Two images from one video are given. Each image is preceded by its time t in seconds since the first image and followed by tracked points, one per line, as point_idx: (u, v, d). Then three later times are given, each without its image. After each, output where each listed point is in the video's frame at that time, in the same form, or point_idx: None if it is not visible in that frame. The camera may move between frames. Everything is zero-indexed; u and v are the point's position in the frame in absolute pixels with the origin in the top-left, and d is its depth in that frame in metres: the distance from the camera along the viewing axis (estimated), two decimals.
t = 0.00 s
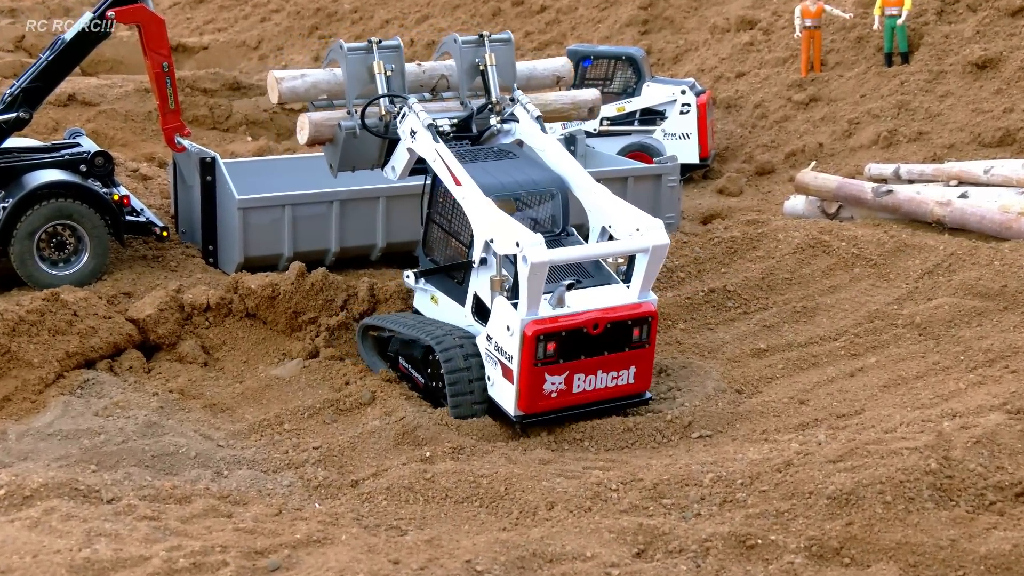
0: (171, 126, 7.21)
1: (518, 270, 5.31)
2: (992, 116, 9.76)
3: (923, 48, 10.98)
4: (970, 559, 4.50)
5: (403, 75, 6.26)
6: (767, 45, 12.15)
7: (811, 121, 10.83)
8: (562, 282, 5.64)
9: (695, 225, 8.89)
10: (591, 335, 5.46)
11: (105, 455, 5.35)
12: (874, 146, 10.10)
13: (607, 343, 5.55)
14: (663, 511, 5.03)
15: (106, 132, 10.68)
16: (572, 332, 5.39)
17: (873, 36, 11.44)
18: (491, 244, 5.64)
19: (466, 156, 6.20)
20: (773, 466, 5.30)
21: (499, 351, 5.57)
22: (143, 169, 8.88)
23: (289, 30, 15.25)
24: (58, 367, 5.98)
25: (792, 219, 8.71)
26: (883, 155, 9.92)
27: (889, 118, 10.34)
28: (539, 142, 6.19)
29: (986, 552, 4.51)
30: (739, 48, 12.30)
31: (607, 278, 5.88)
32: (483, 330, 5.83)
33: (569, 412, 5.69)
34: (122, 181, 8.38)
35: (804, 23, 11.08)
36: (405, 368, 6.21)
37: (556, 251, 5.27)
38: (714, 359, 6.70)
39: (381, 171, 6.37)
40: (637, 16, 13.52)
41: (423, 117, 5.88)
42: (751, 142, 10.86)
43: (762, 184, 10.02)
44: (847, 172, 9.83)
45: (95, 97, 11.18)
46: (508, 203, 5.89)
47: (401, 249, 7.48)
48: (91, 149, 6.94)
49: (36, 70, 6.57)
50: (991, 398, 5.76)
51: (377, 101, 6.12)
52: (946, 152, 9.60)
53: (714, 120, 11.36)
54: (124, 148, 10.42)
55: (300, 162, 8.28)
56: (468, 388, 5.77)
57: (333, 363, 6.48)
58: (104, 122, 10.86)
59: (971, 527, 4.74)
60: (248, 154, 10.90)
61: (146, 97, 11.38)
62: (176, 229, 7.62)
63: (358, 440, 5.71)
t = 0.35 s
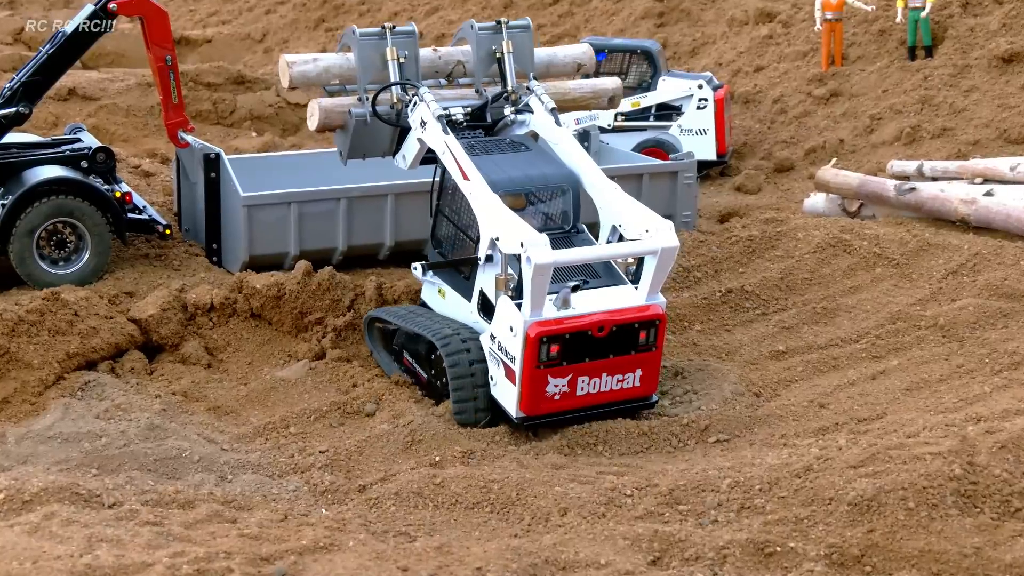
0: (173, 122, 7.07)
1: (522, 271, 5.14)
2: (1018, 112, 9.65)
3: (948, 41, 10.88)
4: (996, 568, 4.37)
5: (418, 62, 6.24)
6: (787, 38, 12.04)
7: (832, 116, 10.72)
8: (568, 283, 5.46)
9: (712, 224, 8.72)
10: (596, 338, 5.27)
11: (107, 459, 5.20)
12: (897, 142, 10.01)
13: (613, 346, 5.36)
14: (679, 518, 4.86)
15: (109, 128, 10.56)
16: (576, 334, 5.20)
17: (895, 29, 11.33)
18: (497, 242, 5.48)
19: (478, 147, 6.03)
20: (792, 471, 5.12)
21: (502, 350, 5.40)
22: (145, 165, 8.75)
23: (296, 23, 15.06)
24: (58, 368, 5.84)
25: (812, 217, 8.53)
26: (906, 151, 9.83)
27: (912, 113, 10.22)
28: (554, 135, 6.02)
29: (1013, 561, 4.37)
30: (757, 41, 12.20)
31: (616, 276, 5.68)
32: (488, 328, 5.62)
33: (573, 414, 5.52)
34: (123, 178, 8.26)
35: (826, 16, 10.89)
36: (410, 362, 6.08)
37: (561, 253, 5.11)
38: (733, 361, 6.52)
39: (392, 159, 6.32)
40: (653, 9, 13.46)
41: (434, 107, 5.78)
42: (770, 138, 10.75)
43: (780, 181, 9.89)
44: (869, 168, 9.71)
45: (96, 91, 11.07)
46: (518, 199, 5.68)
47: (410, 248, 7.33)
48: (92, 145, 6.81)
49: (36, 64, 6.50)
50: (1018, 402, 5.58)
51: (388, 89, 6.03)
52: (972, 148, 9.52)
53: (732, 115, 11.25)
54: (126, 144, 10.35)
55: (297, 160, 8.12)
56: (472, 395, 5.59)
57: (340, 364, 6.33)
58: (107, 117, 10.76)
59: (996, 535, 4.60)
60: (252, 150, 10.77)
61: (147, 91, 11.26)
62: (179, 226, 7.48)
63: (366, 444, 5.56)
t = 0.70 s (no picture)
0: (173, 116, 6.91)
1: (534, 267, 4.99)
2: None
3: (968, 35, 10.70)
4: None
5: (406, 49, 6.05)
6: (803, 31, 11.93)
7: (849, 112, 10.61)
8: (578, 278, 5.30)
9: (726, 222, 8.55)
10: (605, 334, 5.14)
11: (104, 463, 5.05)
12: (915, 138, 9.89)
13: (622, 341, 5.24)
14: (691, 525, 4.70)
15: (107, 123, 10.45)
16: (586, 331, 5.07)
17: (914, 22, 11.15)
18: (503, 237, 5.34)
19: (472, 137, 5.87)
20: (808, 476, 4.95)
21: (509, 348, 5.25)
22: (143, 162, 8.62)
23: (297, 15, 14.98)
24: (54, 370, 5.69)
25: (828, 215, 8.36)
26: (925, 147, 9.71)
27: (932, 108, 10.10)
28: (552, 126, 5.87)
29: None
30: (773, 34, 12.09)
31: (619, 270, 5.54)
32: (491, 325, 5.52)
33: (580, 410, 5.39)
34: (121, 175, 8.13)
35: (843, 8, 10.74)
36: (404, 357, 5.99)
37: (574, 248, 4.95)
38: (747, 364, 6.35)
39: (381, 148, 6.20)
40: (664, 2, 13.32)
41: (430, 97, 5.62)
42: (784, 135, 10.63)
43: (796, 177, 9.82)
44: (888, 165, 9.60)
45: (92, 85, 10.93)
46: (517, 190, 5.56)
47: (413, 246, 7.19)
48: (90, 141, 6.65)
49: (32, 58, 6.42)
50: None
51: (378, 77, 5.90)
52: (992, 145, 9.43)
53: (747, 111, 11.13)
54: (123, 141, 10.26)
55: (309, 154, 7.99)
56: (476, 393, 5.47)
57: (343, 366, 6.18)
58: (103, 112, 10.64)
59: (1018, 543, 4.44)
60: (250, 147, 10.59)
61: (145, 86, 11.13)
62: (178, 224, 7.34)
63: (370, 448, 5.40)
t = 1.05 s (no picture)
0: (166, 112, 6.83)
1: (535, 268, 4.84)
2: None
3: (983, 28, 10.54)
4: None
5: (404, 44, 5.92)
6: (813, 24, 11.80)
7: (861, 107, 10.49)
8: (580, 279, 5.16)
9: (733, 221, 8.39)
10: (608, 336, 4.99)
11: (95, 469, 4.90)
12: (929, 134, 9.77)
13: (626, 344, 5.09)
14: (698, 531, 4.54)
15: (97, 118, 10.34)
16: (589, 333, 4.92)
17: (928, 15, 11.04)
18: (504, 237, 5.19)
19: (473, 135, 5.72)
20: (818, 482, 4.79)
21: (510, 351, 5.11)
22: (134, 158, 8.47)
23: (294, 7, 14.85)
24: (43, 372, 5.55)
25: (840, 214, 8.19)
26: (939, 144, 9.59)
27: (947, 103, 9.96)
28: (553, 122, 5.70)
29: None
30: (783, 27, 11.94)
31: (623, 270, 5.39)
32: (491, 327, 5.38)
33: (584, 415, 5.24)
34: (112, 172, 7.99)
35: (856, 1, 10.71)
36: (403, 362, 5.87)
37: (575, 248, 4.80)
38: (755, 366, 6.19)
39: (379, 147, 6.01)
40: None
41: (427, 94, 5.45)
42: (794, 130, 10.50)
43: (806, 174, 9.68)
44: (901, 162, 9.48)
45: (82, 80, 10.79)
46: (518, 189, 5.41)
47: (412, 244, 7.05)
48: (80, 138, 6.50)
49: (21, 51, 6.38)
50: None
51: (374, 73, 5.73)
52: (1009, 140, 9.26)
53: (756, 105, 11.00)
54: (114, 136, 10.16)
55: (308, 149, 7.87)
56: (479, 395, 5.37)
57: (339, 369, 6.03)
58: (93, 106, 10.52)
59: None
60: (245, 144, 10.44)
61: (136, 80, 10.99)
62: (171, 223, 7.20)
63: (367, 453, 5.24)
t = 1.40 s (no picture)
0: (157, 107, 6.74)
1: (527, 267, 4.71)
2: None
3: (998, 21, 10.37)
4: None
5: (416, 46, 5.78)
6: (822, 17, 11.62)
7: (872, 102, 10.34)
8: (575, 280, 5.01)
9: (740, 219, 8.23)
10: (606, 339, 4.84)
11: (84, 473, 4.75)
12: (942, 130, 9.62)
13: (625, 348, 4.93)
14: (704, 538, 4.39)
15: (86, 114, 10.26)
16: (584, 335, 4.77)
17: (940, 8, 10.85)
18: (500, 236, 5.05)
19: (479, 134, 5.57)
20: (827, 487, 4.63)
21: (505, 354, 4.96)
22: (125, 154, 8.33)
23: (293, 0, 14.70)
24: (31, 375, 5.42)
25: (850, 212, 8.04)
26: (951, 140, 9.44)
27: (960, 98, 9.81)
28: (565, 122, 5.55)
29: None
30: (791, 20, 11.76)
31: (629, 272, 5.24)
32: (490, 329, 5.23)
33: (583, 422, 5.08)
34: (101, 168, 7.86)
35: None
36: (406, 366, 5.73)
37: (567, 246, 4.66)
38: (762, 368, 6.04)
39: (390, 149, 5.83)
40: None
41: (433, 91, 5.35)
42: (803, 126, 10.35)
43: (814, 172, 9.54)
44: (913, 158, 9.33)
45: (72, 74, 10.68)
46: (524, 189, 5.26)
47: (411, 245, 6.93)
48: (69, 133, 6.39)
49: (8, 45, 6.36)
50: None
51: (385, 71, 5.59)
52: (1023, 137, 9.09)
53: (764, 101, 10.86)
54: (104, 133, 10.07)
55: (301, 146, 7.78)
56: (475, 399, 5.22)
57: (335, 371, 5.90)
58: (81, 101, 10.42)
59: None
60: (240, 140, 10.31)
61: (127, 74, 10.88)
62: (162, 220, 7.06)
63: (364, 457, 5.09)
